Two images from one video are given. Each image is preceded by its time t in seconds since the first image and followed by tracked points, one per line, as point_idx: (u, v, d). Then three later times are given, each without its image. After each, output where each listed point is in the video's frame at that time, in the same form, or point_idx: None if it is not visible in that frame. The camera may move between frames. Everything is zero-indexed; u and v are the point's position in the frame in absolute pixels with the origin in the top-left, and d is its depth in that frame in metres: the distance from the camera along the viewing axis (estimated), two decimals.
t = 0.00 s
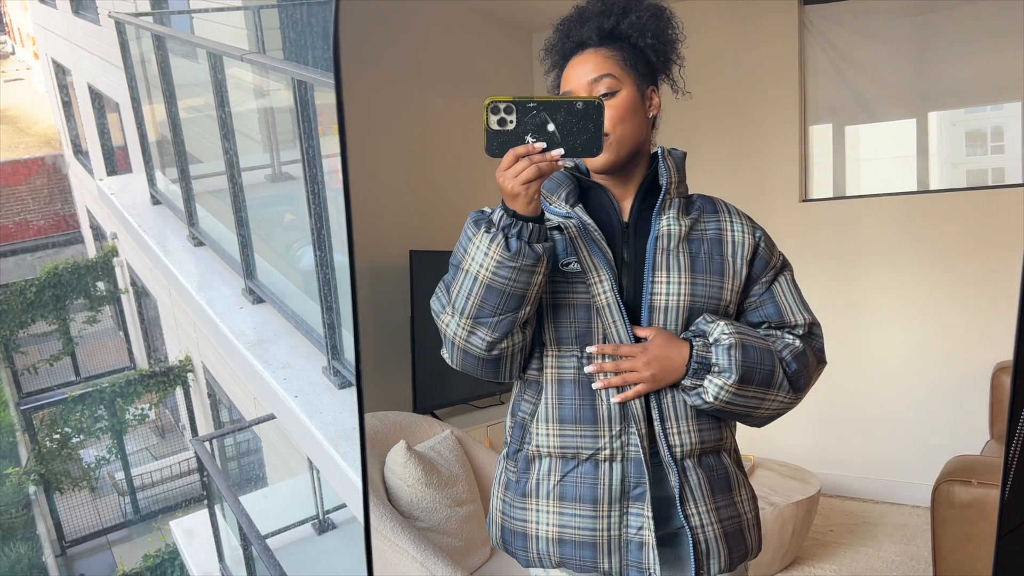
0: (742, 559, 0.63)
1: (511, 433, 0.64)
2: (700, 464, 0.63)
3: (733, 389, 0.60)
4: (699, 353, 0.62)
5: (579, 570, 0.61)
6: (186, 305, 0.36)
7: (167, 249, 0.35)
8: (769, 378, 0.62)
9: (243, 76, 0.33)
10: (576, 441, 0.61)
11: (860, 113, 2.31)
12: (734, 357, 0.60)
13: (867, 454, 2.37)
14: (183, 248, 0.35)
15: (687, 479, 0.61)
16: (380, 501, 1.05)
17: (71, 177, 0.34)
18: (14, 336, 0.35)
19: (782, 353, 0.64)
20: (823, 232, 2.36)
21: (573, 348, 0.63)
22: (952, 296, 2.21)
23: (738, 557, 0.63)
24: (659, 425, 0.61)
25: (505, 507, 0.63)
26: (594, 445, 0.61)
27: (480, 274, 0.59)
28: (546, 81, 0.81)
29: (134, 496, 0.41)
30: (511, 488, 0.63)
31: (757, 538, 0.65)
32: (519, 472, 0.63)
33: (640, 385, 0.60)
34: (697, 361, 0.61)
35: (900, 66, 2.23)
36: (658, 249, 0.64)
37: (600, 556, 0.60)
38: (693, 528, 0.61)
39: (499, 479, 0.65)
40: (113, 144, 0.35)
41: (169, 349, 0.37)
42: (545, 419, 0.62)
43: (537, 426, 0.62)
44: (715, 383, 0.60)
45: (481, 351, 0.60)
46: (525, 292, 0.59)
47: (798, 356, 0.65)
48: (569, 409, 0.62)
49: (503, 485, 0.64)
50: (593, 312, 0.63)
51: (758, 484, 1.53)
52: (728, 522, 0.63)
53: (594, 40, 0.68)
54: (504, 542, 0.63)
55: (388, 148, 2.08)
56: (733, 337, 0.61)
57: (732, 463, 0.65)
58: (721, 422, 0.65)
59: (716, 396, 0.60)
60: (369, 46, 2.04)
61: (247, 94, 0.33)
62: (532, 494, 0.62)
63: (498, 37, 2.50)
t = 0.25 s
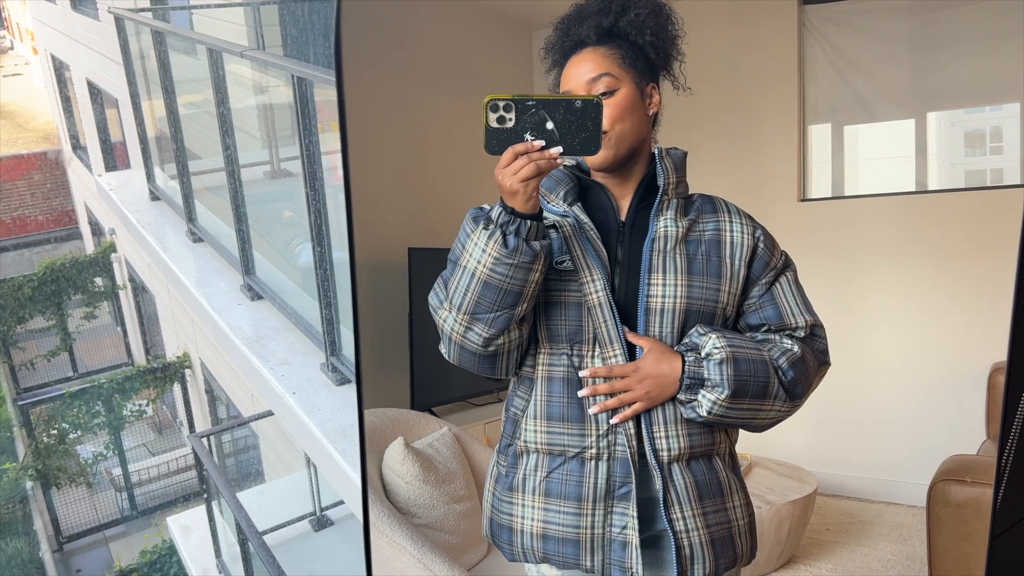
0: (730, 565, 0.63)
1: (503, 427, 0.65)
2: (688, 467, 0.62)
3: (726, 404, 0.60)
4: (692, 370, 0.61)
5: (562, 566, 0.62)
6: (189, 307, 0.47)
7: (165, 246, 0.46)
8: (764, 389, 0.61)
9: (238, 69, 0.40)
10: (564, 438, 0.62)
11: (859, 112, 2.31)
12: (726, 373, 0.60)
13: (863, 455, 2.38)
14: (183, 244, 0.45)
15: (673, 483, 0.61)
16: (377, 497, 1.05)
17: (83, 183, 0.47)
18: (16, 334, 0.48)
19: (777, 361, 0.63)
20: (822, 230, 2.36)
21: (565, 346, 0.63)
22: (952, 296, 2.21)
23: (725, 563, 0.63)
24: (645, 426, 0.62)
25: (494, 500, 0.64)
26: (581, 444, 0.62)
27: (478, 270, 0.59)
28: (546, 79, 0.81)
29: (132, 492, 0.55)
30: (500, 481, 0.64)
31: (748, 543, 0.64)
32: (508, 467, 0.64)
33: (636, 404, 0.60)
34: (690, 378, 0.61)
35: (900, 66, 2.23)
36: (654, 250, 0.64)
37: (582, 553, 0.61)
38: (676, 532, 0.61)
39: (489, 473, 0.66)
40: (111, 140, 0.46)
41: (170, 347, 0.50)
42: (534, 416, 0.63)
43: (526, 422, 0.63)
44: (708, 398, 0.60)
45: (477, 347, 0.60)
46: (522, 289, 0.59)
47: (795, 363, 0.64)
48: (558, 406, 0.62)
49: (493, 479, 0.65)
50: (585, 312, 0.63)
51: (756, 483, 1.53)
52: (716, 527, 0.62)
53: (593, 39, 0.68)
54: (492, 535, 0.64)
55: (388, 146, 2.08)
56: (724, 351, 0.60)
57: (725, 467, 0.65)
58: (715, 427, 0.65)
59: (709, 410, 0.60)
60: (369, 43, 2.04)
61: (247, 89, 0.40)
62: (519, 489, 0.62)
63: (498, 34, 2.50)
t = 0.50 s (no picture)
0: (728, 566, 0.63)
1: (502, 425, 0.65)
2: (686, 468, 0.63)
3: (725, 405, 0.60)
4: (691, 371, 0.61)
5: (559, 564, 0.62)
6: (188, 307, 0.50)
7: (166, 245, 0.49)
8: (761, 391, 0.62)
9: (238, 64, 0.45)
10: (562, 437, 0.62)
11: (859, 113, 2.31)
12: (724, 373, 0.60)
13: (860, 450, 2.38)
14: (183, 242, 0.49)
15: (672, 483, 0.61)
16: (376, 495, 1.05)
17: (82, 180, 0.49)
18: (17, 330, 0.49)
19: (775, 364, 0.63)
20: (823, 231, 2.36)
21: (563, 344, 0.63)
22: (953, 296, 2.21)
23: (723, 562, 0.62)
24: (643, 427, 0.62)
25: (492, 498, 0.64)
26: (579, 442, 0.62)
27: (476, 268, 0.59)
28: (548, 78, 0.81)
29: (130, 490, 0.55)
30: (498, 479, 0.64)
31: (746, 543, 0.64)
32: (506, 464, 0.64)
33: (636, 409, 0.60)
34: (689, 378, 0.61)
35: (900, 65, 2.23)
36: (654, 250, 0.64)
37: (579, 551, 0.61)
38: (673, 532, 0.61)
39: (488, 471, 0.66)
40: (110, 136, 0.49)
41: (169, 346, 0.51)
42: (532, 414, 0.63)
43: (525, 421, 0.63)
44: (706, 399, 0.60)
45: (476, 344, 0.60)
46: (521, 288, 0.59)
47: (793, 366, 0.64)
48: (556, 404, 0.62)
49: (491, 476, 0.65)
50: (584, 310, 0.63)
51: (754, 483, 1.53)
52: (714, 528, 0.62)
53: (597, 38, 0.68)
54: (490, 532, 0.64)
55: (388, 145, 2.07)
56: (723, 352, 0.60)
57: (723, 468, 0.65)
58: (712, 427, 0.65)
59: (708, 411, 0.60)
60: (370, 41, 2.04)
61: (248, 87, 0.45)
62: (517, 487, 0.63)
63: (499, 33, 2.49)
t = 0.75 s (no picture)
0: (732, 564, 0.64)
1: (502, 425, 0.65)
2: (692, 468, 0.63)
3: (745, 391, 0.61)
4: (715, 354, 0.62)
5: (559, 563, 0.62)
6: (185, 303, 0.53)
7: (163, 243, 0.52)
8: (772, 385, 0.63)
9: (237, 63, 0.46)
10: (562, 436, 0.62)
11: (856, 112, 2.32)
12: (749, 359, 0.61)
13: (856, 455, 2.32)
14: (181, 240, 0.52)
15: (680, 484, 0.62)
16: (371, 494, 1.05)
17: (82, 179, 0.52)
18: (15, 329, 0.54)
19: (780, 362, 0.65)
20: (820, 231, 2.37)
21: (563, 344, 0.63)
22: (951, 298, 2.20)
23: (728, 563, 0.64)
24: (654, 428, 0.62)
25: (492, 498, 0.64)
26: (579, 441, 0.61)
27: (477, 266, 0.59)
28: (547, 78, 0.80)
29: (127, 488, 0.61)
30: (498, 479, 0.64)
31: (747, 545, 0.65)
32: (506, 464, 0.64)
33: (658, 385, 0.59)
34: (713, 361, 0.61)
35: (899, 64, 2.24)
36: (658, 252, 0.64)
37: (579, 550, 0.61)
38: (683, 533, 0.61)
39: (488, 471, 0.66)
40: (109, 137, 0.52)
41: (166, 343, 0.55)
42: (532, 413, 0.63)
43: (525, 420, 0.63)
44: (728, 385, 0.61)
45: (476, 343, 0.60)
46: (521, 286, 0.59)
47: (791, 365, 0.66)
48: (555, 403, 0.62)
49: (491, 476, 0.65)
50: (584, 308, 0.63)
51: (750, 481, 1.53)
52: (718, 527, 0.63)
53: (600, 40, 0.68)
54: (490, 532, 0.65)
55: (388, 144, 2.06)
56: (747, 339, 0.61)
57: (722, 469, 0.66)
58: (712, 426, 0.66)
59: (728, 397, 0.61)
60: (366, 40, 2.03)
61: (245, 84, 0.46)
62: (517, 487, 0.63)
63: (497, 33, 2.49)
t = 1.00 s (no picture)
0: (725, 560, 0.64)
1: (500, 423, 0.65)
2: (687, 465, 0.64)
3: (741, 378, 0.61)
4: (715, 341, 0.62)
5: (558, 560, 0.62)
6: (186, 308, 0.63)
7: (162, 245, 0.62)
8: (767, 378, 0.63)
9: (235, 62, 0.59)
10: (560, 433, 0.62)
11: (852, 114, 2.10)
12: (749, 348, 0.61)
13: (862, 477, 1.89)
14: (179, 240, 0.62)
15: (676, 482, 0.62)
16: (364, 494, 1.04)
17: (79, 178, 0.60)
18: (13, 330, 0.59)
19: (777, 359, 0.65)
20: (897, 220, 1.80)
21: (561, 343, 0.64)
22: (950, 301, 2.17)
23: (722, 560, 0.64)
24: (651, 426, 0.62)
25: (489, 496, 0.64)
26: (577, 439, 0.62)
27: (476, 266, 0.59)
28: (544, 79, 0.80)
29: (122, 488, 0.66)
30: (496, 477, 0.64)
31: (741, 542, 0.66)
32: (504, 462, 0.64)
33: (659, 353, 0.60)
34: (712, 348, 0.62)
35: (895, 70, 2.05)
36: (655, 251, 0.65)
37: (578, 547, 0.61)
38: (678, 529, 0.62)
39: (485, 469, 0.66)
40: (107, 136, 0.60)
41: (166, 344, 0.63)
42: (530, 411, 0.63)
43: (524, 417, 0.63)
44: (725, 370, 0.61)
45: (475, 341, 0.60)
46: (520, 285, 0.59)
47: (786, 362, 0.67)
48: (553, 401, 0.62)
49: (489, 474, 0.65)
50: (581, 308, 0.64)
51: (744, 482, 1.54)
52: (713, 523, 0.64)
53: (596, 44, 0.68)
54: (487, 530, 0.65)
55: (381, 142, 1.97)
56: (748, 328, 0.62)
57: (717, 466, 0.67)
58: (706, 423, 0.66)
59: (724, 383, 0.60)
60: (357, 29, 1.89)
61: (244, 85, 0.60)
62: (515, 484, 0.63)
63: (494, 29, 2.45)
